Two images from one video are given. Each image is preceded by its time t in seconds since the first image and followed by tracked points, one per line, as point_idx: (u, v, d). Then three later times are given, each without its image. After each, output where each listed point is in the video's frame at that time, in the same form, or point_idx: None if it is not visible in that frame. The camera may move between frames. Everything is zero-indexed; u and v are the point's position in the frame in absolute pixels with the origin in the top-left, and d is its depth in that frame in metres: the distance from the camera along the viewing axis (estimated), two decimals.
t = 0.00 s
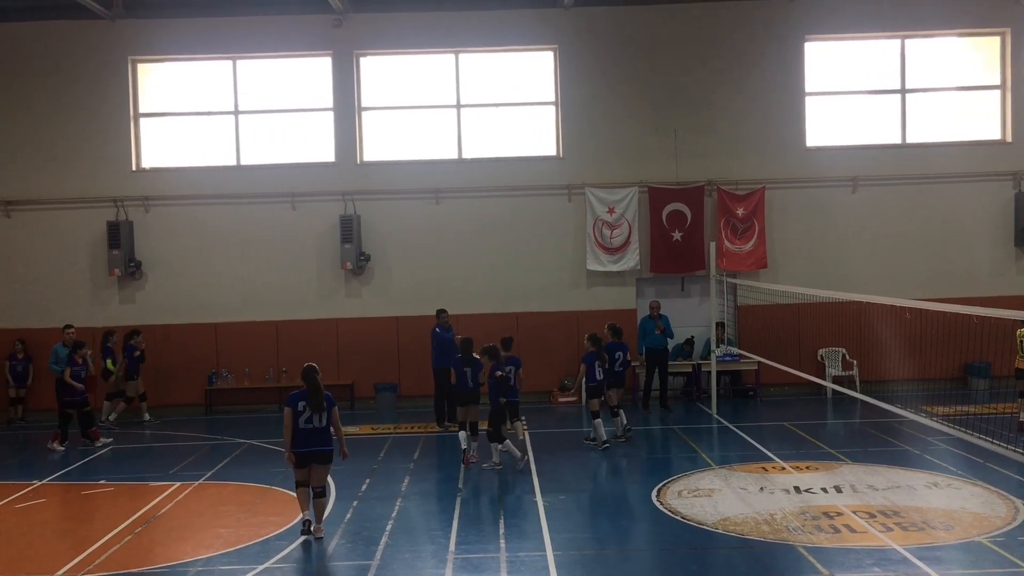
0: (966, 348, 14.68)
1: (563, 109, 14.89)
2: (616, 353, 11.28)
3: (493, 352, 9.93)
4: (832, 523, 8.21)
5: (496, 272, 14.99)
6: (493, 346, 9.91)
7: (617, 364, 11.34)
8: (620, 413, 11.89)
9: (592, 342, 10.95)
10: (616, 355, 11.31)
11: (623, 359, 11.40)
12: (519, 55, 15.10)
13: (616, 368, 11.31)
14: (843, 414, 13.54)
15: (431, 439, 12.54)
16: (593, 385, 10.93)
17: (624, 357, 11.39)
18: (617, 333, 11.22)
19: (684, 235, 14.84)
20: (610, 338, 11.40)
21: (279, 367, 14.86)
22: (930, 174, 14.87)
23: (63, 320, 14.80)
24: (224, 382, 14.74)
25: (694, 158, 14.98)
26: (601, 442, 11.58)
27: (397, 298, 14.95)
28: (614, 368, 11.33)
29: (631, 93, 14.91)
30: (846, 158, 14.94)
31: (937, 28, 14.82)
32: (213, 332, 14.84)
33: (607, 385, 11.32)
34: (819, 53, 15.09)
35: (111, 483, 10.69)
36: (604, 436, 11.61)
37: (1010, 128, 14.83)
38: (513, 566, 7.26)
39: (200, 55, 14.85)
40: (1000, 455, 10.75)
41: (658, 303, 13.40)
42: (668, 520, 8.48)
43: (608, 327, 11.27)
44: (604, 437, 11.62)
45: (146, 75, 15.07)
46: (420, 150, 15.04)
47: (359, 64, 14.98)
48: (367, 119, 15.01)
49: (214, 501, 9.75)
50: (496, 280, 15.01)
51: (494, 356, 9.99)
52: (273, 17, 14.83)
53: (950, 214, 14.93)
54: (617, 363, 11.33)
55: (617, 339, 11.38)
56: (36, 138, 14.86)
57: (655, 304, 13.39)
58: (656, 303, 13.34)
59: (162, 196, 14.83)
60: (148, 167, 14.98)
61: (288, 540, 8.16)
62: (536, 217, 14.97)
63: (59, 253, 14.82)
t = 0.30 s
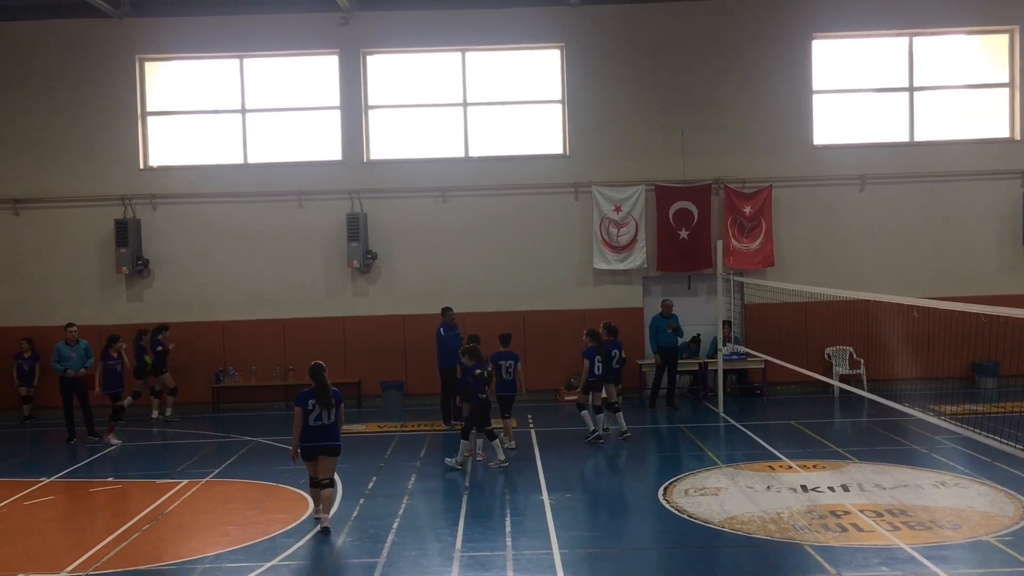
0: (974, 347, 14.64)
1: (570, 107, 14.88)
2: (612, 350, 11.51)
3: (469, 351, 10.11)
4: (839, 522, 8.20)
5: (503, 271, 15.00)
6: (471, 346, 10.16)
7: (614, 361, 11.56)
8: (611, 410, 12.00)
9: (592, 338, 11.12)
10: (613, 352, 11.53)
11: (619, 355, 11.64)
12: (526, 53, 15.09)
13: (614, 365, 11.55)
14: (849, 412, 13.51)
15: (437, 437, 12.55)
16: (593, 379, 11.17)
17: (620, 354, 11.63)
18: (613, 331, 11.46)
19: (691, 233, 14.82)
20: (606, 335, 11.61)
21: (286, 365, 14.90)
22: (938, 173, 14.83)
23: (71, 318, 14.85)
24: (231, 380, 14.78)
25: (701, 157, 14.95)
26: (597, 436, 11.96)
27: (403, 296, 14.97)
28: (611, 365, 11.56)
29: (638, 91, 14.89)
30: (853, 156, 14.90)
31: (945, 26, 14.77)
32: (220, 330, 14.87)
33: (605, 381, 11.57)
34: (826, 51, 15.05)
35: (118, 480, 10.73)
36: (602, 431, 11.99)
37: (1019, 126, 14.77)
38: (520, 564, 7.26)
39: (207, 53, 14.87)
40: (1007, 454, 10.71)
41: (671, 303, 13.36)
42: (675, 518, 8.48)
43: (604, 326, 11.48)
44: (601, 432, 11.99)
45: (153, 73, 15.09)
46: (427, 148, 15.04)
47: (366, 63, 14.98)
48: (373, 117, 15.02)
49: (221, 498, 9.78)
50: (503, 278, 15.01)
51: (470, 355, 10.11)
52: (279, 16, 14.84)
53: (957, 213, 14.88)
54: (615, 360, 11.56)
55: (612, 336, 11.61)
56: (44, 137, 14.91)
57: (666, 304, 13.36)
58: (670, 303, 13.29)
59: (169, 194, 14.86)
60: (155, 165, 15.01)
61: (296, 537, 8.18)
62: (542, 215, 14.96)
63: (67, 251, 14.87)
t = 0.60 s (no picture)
0: (984, 346, 14.57)
1: (577, 106, 14.87)
2: (609, 348, 11.57)
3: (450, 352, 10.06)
4: (848, 521, 8.17)
5: (510, 270, 15.00)
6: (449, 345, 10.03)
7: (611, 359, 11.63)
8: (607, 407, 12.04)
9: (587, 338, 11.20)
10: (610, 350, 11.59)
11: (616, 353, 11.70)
12: (533, 53, 15.08)
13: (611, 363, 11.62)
14: (859, 412, 13.47)
15: (445, 437, 12.56)
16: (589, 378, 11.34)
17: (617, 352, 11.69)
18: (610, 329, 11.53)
19: (699, 233, 14.80)
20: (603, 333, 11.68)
21: (295, 365, 14.93)
22: (947, 171, 14.79)
23: (80, 319, 14.92)
24: (239, 381, 14.82)
25: (709, 156, 14.93)
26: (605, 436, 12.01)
27: (411, 296, 14.98)
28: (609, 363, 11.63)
29: (646, 90, 14.88)
30: (862, 154, 14.86)
31: (955, 24, 14.72)
32: (228, 330, 14.91)
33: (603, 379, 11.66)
34: (835, 50, 15.01)
35: (128, 480, 10.77)
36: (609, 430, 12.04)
37: None
38: (529, 564, 7.26)
39: (215, 53, 14.90)
40: (1017, 454, 10.66)
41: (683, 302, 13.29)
42: (684, 518, 8.47)
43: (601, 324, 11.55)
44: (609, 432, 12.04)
45: (162, 74, 15.14)
46: (435, 148, 15.05)
47: (373, 63, 15.00)
48: (381, 117, 15.04)
49: (230, 498, 9.81)
50: (511, 277, 15.01)
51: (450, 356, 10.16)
52: (287, 16, 14.87)
53: (966, 212, 14.82)
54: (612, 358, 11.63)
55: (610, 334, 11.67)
56: (53, 138, 14.96)
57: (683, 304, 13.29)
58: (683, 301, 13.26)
59: (178, 194, 14.90)
60: (164, 166, 15.06)
61: (305, 537, 8.19)
62: (550, 215, 14.96)
63: (76, 251, 14.93)
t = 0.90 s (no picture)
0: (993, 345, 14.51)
1: (584, 105, 14.86)
2: (605, 346, 11.65)
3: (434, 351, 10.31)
4: (857, 521, 8.15)
5: (517, 270, 15.00)
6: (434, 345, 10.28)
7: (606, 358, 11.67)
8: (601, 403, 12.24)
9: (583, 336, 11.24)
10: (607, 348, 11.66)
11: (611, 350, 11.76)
12: (540, 52, 15.08)
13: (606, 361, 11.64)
14: (867, 411, 13.45)
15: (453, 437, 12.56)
16: (584, 376, 11.28)
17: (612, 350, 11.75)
18: (605, 328, 11.56)
19: (706, 232, 14.78)
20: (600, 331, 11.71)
21: (303, 366, 14.96)
22: (955, 170, 14.73)
23: (89, 319, 14.97)
24: (247, 381, 14.86)
25: (716, 155, 14.90)
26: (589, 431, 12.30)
27: (419, 296, 14.99)
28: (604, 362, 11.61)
29: (652, 89, 14.86)
30: (870, 153, 14.83)
31: (963, 22, 14.67)
32: (236, 331, 14.95)
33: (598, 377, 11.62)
34: (842, 48, 14.98)
35: (137, 480, 10.81)
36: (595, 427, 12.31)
37: None
38: (538, 563, 7.26)
39: (222, 54, 14.94)
40: None
41: (692, 302, 13.37)
42: (692, 517, 8.47)
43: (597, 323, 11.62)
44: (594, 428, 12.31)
45: (169, 75, 15.18)
46: (442, 148, 15.06)
47: (381, 63, 15.01)
48: (388, 117, 15.05)
49: (240, 498, 9.83)
50: (518, 277, 15.00)
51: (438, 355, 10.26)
52: (294, 17, 14.89)
53: (975, 210, 14.77)
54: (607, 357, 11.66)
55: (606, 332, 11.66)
56: (62, 139, 15.02)
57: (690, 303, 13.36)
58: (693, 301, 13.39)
59: (186, 196, 14.94)
60: (172, 167, 15.10)
61: (314, 537, 8.20)
62: (557, 214, 14.96)
63: (85, 252, 14.98)
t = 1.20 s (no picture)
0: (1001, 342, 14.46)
1: (590, 103, 14.85)
2: (599, 344, 11.67)
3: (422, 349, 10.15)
4: (865, 519, 8.13)
5: (524, 269, 14.99)
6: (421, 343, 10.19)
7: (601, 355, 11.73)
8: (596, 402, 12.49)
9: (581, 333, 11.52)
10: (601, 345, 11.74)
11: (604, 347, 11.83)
12: (546, 50, 15.06)
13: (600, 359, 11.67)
14: (875, 409, 13.41)
15: (460, 435, 12.56)
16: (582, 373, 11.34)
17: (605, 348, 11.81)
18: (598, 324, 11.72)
19: (713, 230, 14.76)
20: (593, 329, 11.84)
21: (310, 364, 14.97)
22: (963, 167, 14.67)
23: (97, 319, 15.02)
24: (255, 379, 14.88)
25: (723, 153, 14.88)
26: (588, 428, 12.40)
27: (425, 294, 15.00)
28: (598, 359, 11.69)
29: (659, 87, 14.83)
30: (878, 150, 14.77)
31: (970, 18, 14.61)
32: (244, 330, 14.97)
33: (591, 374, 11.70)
34: (849, 45, 14.93)
35: (145, 479, 10.83)
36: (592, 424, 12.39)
37: None
38: (545, 562, 7.25)
39: (228, 54, 14.96)
40: None
41: (697, 300, 13.33)
42: (700, 516, 8.46)
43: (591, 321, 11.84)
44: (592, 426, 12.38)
45: (176, 75, 15.20)
46: (448, 147, 15.05)
47: (387, 62, 15.02)
48: (394, 116, 15.06)
49: (247, 496, 9.85)
50: (525, 276, 14.99)
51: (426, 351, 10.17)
52: (301, 16, 14.91)
53: (983, 207, 14.71)
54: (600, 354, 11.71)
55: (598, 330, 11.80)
56: (69, 139, 15.05)
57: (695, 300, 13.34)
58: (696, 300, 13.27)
59: (193, 195, 14.96)
60: (179, 166, 15.12)
61: (321, 535, 8.21)
62: (563, 213, 14.94)
63: (93, 252, 15.02)
